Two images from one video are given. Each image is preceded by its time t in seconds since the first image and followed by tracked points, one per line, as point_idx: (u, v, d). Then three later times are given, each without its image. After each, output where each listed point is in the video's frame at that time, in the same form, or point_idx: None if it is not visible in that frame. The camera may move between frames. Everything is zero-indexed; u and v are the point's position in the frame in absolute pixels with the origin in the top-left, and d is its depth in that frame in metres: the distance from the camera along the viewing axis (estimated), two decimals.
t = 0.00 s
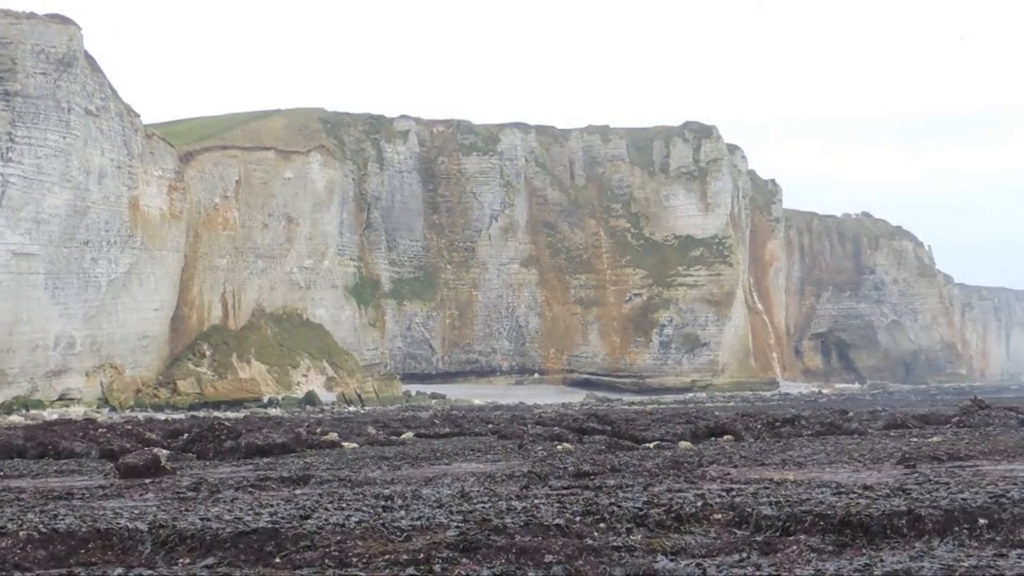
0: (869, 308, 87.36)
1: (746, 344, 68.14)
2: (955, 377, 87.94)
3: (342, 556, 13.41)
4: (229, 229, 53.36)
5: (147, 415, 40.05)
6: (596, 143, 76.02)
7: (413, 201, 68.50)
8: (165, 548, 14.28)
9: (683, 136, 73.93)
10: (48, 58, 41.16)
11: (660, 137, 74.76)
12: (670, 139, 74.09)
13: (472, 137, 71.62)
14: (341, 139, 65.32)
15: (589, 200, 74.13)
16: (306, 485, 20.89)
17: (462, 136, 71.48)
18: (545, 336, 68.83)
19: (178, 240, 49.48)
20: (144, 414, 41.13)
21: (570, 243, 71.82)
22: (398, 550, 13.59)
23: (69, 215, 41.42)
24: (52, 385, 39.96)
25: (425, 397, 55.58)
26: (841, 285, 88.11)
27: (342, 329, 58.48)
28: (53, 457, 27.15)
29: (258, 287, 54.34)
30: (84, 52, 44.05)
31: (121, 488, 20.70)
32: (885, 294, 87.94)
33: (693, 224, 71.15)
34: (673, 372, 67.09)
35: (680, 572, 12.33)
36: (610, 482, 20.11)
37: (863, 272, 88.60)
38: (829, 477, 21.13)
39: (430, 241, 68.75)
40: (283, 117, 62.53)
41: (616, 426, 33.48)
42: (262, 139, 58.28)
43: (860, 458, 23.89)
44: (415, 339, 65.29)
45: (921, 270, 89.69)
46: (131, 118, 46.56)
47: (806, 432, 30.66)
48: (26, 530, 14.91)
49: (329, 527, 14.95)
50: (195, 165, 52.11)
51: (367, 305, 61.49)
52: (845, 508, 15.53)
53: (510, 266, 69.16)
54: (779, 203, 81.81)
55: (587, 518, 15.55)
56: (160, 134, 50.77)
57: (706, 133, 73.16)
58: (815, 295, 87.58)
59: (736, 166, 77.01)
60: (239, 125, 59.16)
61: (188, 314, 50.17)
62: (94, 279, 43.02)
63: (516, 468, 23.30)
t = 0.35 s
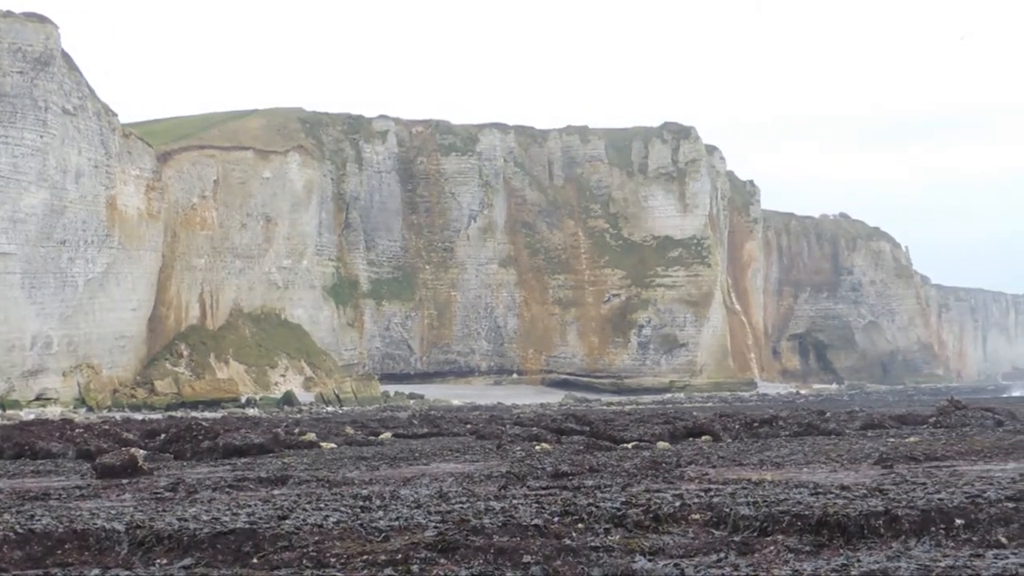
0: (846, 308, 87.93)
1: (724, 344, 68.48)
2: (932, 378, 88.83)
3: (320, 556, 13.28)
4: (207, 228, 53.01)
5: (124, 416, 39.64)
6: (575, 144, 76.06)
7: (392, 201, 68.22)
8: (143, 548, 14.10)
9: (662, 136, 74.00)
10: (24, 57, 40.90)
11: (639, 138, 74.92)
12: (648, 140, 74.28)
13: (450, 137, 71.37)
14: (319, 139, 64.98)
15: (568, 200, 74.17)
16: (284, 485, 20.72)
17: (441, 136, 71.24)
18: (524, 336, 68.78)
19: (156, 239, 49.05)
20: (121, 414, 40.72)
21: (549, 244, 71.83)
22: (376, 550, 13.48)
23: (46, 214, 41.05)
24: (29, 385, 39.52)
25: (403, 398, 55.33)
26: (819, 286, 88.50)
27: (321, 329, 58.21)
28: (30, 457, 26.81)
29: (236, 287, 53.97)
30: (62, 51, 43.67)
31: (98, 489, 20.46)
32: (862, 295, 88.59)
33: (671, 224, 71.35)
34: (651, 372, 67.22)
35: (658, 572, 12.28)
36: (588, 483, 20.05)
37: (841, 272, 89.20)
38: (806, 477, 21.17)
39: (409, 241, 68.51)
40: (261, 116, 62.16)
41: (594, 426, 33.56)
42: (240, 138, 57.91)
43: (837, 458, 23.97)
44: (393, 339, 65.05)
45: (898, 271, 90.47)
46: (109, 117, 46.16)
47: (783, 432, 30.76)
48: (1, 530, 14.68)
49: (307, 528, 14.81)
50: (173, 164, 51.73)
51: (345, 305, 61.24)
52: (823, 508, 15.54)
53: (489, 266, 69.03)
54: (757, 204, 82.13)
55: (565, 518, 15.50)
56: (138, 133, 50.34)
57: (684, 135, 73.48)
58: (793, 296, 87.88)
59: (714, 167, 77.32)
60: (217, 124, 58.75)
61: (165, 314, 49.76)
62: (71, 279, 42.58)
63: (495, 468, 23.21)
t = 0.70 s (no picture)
0: (827, 309, 88.22)
1: (705, 344, 68.74)
2: (911, 378, 89.92)
3: (300, 556, 13.15)
4: (188, 227, 52.68)
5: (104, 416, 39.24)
6: (556, 144, 76.07)
7: (373, 201, 67.88)
8: (122, 549, 13.92)
9: (643, 137, 74.41)
10: (4, 56, 40.44)
11: (620, 138, 75.08)
12: (629, 141, 74.46)
13: (431, 137, 71.09)
14: (300, 139, 64.69)
15: (549, 201, 74.15)
16: (264, 485, 20.54)
17: (422, 136, 70.98)
18: (504, 336, 68.63)
19: (136, 238, 48.66)
20: (101, 414, 40.32)
21: (530, 243, 71.78)
22: (356, 550, 13.35)
23: (26, 213, 40.64)
24: (8, 384, 39.10)
25: (384, 398, 55.00)
26: (799, 287, 88.74)
27: (301, 329, 57.92)
28: (8, 457, 26.49)
29: (216, 286, 53.61)
30: (42, 49, 43.26)
31: (77, 488, 20.22)
32: (842, 295, 89.07)
33: (652, 225, 71.53)
34: (632, 373, 67.29)
35: (638, 572, 12.21)
36: (569, 482, 20.00)
37: (821, 273, 89.60)
38: (786, 477, 21.19)
39: (390, 241, 68.18)
40: (242, 115, 61.81)
41: (575, 426, 33.58)
42: (221, 137, 57.57)
43: (817, 458, 24.01)
44: (374, 339, 64.73)
45: (878, 272, 90.76)
46: (89, 115, 45.75)
47: (763, 432, 30.83)
48: None
49: (287, 528, 14.67)
50: (154, 163, 51.42)
51: (326, 305, 60.96)
52: (803, 508, 15.54)
53: (470, 266, 68.83)
54: (738, 205, 82.38)
55: (546, 518, 15.42)
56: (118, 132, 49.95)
57: (665, 135, 73.84)
58: (773, 296, 88.01)
59: (695, 167, 77.58)
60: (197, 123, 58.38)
61: (144, 313, 49.38)
62: (50, 278, 42.17)
63: (475, 468, 23.10)
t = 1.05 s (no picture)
0: (806, 309, 88.77)
1: (684, 344, 68.93)
2: (889, 378, 90.34)
3: (279, 556, 13.00)
4: (166, 226, 52.29)
5: (82, 414, 38.78)
6: (536, 144, 76.02)
7: (353, 200, 67.51)
8: (100, 548, 13.73)
9: (622, 137, 74.65)
10: None
11: (600, 138, 75.16)
12: (608, 141, 74.61)
13: (410, 137, 70.77)
14: (280, 138, 64.34)
15: (529, 200, 74.05)
16: (242, 484, 20.34)
17: (401, 135, 70.66)
18: (484, 335, 68.44)
19: (114, 237, 48.23)
20: (79, 413, 39.89)
21: (510, 243, 71.64)
22: (335, 549, 13.20)
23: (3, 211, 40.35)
24: None
25: (364, 398, 54.49)
26: (778, 286, 89.09)
27: (280, 328, 57.55)
28: None
29: (195, 285, 53.19)
30: (19, 46, 42.86)
31: (54, 488, 19.93)
32: (821, 295, 89.55)
33: (632, 224, 71.71)
34: (611, 372, 67.37)
35: (618, 571, 12.14)
36: (548, 482, 19.90)
37: (800, 273, 90.08)
38: (766, 477, 21.19)
39: (369, 240, 67.83)
40: (222, 114, 61.37)
41: (555, 426, 33.28)
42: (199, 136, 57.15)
43: (797, 458, 24.01)
44: (353, 338, 64.27)
45: (857, 271, 91.31)
46: (68, 113, 45.32)
47: (742, 432, 30.85)
48: None
49: (266, 527, 14.50)
50: (132, 162, 51.06)
51: (305, 304, 60.60)
52: (781, 507, 15.51)
53: (449, 266, 68.59)
54: (717, 204, 82.62)
55: (525, 517, 15.33)
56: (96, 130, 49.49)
57: (644, 135, 74.28)
58: (752, 296, 88.36)
59: (675, 168, 77.83)
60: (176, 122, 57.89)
61: (123, 312, 48.98)
62: (28, 277, 41.81)
63: (454, 468, 22.96)
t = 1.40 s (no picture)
0: (788, 309, 89.13)
1: (667, 344, 69.12)
2: (871, 378, 90.28)
3: (261, 556, 12.89)
4: (149, 225, 51.97)
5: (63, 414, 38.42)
6: (519, 144, 76.00)
7: (336, 199, 67.21)
8: (81, 548, 13.60)
9: (606, 137, 74.79)
10: None
11: (583, 138, 75.25)
12: (592, 141, 74.71)
13: (393, 136, 70.55)
14: (262, 137, 64.04)
15: (511, 200, 73.96)
16: (224, 484, 20.18)
17: (384, 135, 70.44)
18: (466, 335, 68.32)
19: (96, 237, 47.90)
20: (61, 412, 39.56)
21: (493, 243, 71.52)
22: (318, 549, 13.11)
23: None
24: None
25: (347, 398, 53.93)
26: (760, 286, 89.48)
27: (263, 328, 57.28)
28: None
29: (177, 284, 52.85)
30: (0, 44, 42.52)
31: (34, 488, 19.72)
32: (803, 296, 90.06)
33: (616, 224, 71.86)
34: (594, 372, 67.47)
35: (600, 571, 12.10)
36: (530, 482, 19.85)
37: (782, 274, 90.35)
38: (748, 477, 21.23)
39: (352, 239, 67.58)
40: (204, 113, 60.99)
41: (538, 425, 33.25)
42: (181, 134, 56.81)
43: (779, 458, 24.05)
44: (336, 338, 63.96)
45: (839, 272, 92.15)
46: (50, 112, 44.97)
47: (725, 432, 30.91)
48: None
49: (248, 527, 14.39)
50: (114, 161, 50.77)
51: (288, 304, 60.33)
52: (764, 507, 15.52)
53: (432, 265, 68.44)
54: (699, 204, 82.77)
55: (507, 517, 15.27)
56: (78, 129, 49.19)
57: (627, 136, 74.52)
58: (734, 296, 88.65)
59: (658, 168, 78.05)
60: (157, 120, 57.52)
61: (105, 312, 48.73)
62: (9, 275, 41.69)
63: (437, 468, 22.88)
